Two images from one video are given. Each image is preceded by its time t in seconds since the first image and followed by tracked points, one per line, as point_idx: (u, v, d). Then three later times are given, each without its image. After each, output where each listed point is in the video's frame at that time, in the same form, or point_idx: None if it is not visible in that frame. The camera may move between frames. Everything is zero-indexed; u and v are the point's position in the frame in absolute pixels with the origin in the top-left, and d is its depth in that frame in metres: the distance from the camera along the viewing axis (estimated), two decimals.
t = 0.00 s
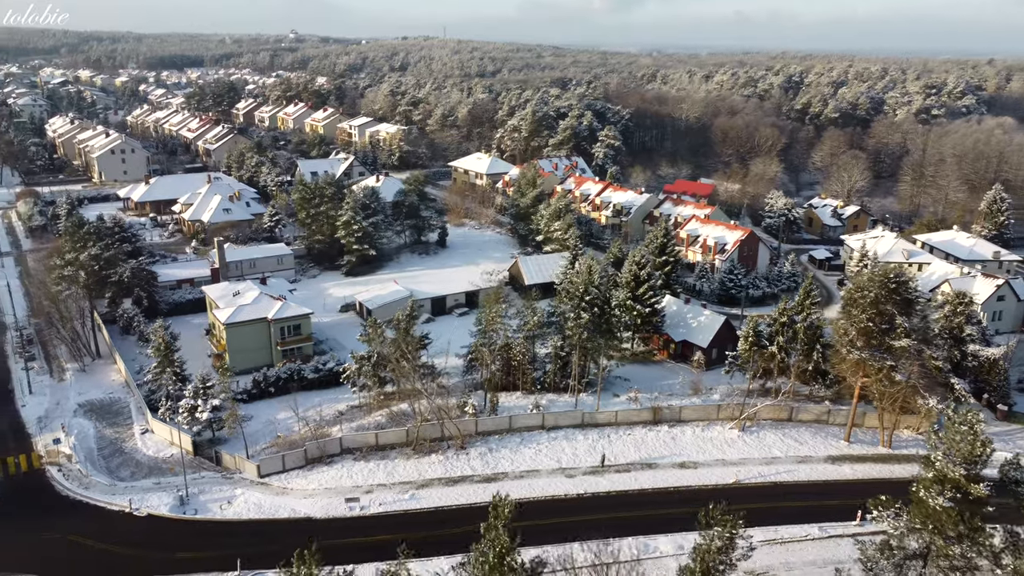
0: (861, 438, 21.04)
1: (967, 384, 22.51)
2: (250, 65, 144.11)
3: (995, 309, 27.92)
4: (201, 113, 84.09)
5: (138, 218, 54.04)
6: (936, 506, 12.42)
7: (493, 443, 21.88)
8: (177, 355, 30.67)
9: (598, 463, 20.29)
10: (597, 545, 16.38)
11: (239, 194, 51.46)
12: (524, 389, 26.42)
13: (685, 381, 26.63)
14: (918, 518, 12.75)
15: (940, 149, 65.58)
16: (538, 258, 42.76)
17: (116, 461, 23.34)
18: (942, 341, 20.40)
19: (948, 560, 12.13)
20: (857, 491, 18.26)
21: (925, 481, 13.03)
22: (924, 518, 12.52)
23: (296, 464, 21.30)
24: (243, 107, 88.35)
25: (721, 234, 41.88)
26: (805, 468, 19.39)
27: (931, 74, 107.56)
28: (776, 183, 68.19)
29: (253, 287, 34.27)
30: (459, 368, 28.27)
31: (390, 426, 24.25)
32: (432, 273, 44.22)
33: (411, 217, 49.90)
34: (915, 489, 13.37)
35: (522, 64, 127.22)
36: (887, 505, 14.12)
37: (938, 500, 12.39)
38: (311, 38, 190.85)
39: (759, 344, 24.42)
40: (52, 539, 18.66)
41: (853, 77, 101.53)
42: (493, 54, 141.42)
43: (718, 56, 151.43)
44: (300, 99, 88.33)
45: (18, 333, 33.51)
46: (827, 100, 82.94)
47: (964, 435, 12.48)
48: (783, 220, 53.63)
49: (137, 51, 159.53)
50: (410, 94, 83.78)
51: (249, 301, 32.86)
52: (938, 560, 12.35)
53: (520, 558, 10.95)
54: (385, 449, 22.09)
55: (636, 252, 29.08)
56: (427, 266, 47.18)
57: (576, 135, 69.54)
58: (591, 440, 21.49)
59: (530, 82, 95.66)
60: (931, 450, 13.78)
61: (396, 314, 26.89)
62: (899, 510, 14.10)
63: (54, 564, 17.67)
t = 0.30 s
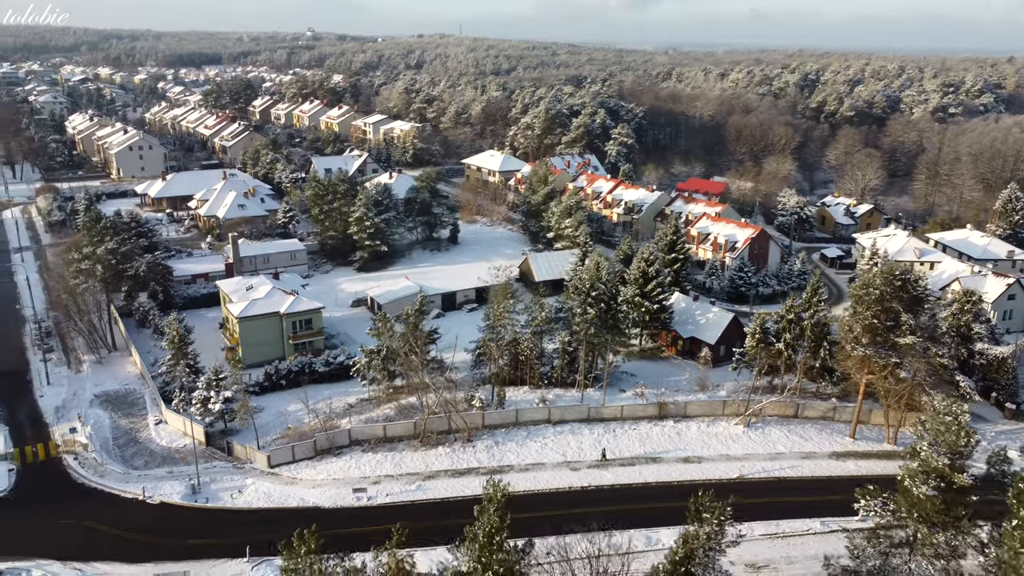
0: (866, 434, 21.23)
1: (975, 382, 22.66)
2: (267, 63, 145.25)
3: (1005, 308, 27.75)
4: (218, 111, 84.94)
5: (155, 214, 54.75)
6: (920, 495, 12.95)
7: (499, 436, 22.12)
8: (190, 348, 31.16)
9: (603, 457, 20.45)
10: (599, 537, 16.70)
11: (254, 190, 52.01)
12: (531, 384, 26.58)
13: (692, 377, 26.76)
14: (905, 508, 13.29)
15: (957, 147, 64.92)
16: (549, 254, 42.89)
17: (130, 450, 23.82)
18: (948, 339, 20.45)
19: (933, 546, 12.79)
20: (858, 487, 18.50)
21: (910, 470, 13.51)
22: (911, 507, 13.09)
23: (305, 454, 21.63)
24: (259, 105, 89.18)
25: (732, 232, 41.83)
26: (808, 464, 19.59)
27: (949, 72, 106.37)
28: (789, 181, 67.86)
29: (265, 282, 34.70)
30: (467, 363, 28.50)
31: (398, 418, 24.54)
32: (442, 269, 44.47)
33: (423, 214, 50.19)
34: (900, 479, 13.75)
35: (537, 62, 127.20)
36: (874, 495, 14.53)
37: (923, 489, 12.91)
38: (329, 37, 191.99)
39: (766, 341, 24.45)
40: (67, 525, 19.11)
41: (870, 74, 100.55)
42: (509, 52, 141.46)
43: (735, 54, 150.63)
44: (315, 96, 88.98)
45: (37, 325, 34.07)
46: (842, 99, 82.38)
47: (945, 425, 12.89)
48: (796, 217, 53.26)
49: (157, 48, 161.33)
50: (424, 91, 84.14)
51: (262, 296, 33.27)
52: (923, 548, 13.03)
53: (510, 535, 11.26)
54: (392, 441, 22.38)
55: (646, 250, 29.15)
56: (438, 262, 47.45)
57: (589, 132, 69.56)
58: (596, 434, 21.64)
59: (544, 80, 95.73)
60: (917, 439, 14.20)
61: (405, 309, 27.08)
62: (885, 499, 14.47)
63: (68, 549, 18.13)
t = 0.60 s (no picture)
0: (874, 432, 21.28)
1: (984, 381, 22.52)
2: (285, 61, 146.43)
3: (1018, 308, 27.53)
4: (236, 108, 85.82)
5: (173, 209, 55.55)
6: (907, 485, 13.47)
7: (507, 429, 22.36)
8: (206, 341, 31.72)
9: (609, 452, 20.64)
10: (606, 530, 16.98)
11: (270, 186, 52.61)
12: (540, 379, 26.80)
13: (701, 374, 26.88)
14: (894, 498, 13.80)
15: (975, 146, 64.12)
16: (561, 251, 43.05)
17: (146, 440, 24.34)
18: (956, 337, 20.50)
19: (919, 536, 13.23)
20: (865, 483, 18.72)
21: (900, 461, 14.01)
22: (899, 497, 13.59)
23: (316, 445, 22.01)
24: (277, 102, 90.02)
25: (744, 230, 41.74)
26: (814, 460, 19.78)
27: (972, 71, 104.90)
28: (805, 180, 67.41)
29: (279, 277, 35.18)
30: (477, 358, 28.78)
31: (408, 410, 24.86)
32: (454, 265, 44.72)
33: (436, 210, 50.48)
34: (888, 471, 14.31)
35: (554, 59, 127.12)
36: (863, 484, 14.83)
37: (910, 478, 13.45)
38: (347, 35, 193.23)
39: (775, 339, 24.49)
40: (85, 511, 19.64)
41: (889, 73, 99.58)
42: (526, 50, 141.50)
43: (755, 52, 149.44)
44: (332, 94, 89.63)
45: (58, 318, 34.77)
46: (860, 97, 81.62)
47: (934, 417, 13.34)
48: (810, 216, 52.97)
49: (177, 46, 163.19)
50: (440, 89, 84.48)
51: (276, 290, 33.74)
52: (910, 536, 13.40)
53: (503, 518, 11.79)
54: (402, 433, 22.70)
55: (656, 247, 29.27)
56: (451, 259, 47.72)
57: (604, 130, 69.54)
58: (604, 429, 21.82)
59: (561, 78, 95.77)
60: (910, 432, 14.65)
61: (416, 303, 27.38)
62: (876, 489, 14.78)
63: (85, 534, 18.63)
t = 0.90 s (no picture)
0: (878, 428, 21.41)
1: (991, 380, 22.60)
2: (301, 59, 147.27)
3: None
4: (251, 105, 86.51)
5: (188, 205, 56.20)
6: (892, 474, 13.33)
7: (512, 423, 22.60)
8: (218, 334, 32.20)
9: (612, 446, 20.85)
10: (606, 522, 17.21)
11: (283, 183, 53.08)
12: (546, 374, 27.00)
13: (706, 370, 27.03)
14: (879, 487, 13.62)
15: (990, 145, 63.47)
16: (570, 248, 43.18)
17: (159, 430, 24.81)
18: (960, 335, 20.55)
19: (904, 525, 13.20)
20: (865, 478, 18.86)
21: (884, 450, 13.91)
22: (884, 487, 13.43)
23: (325, 437, 22.36)
24: (291, 100, 90.78)
25: (754, 228, 41.71)
26: (817, 456, 19.92)
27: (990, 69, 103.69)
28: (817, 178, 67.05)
29: (290, 272, 35.58)
30: (484, 353, 29.03)
31: (415, 404, 25.16)
32: (464, 262, 44.96)
33: (447, 207, 50.70)
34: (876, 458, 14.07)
35: (567, 57, 127.09)
36: (850, 473, 14.75)
37: (895, 469, 13.27)
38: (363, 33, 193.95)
39: (781, 336, 24.57)
40: (98, 498, 20.11)
41: (904, 71, 98.73)
42: (540, 48, 141.50)
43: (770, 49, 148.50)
44: (346, 92, 90.14)
45: (73, 311, 35.36)
46: (874, 95, 80.97)
47: (919, 407, 13.22)
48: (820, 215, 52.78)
49: (194, 44, 164.57)
50: (453, 87, 84.69)
51: (287, 285, 34.12)
52: (895, 525, 13.35)
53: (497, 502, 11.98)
54: (408, 426, 23.00)
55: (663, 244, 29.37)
56: (460, 256, 47.95)
57: (615, 128, 69.50)
58: (608, 424, 22.02)
59: (574, 76, 95.76)
60: (895, 424, 14.45)
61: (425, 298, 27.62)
62: (862, 479, 14.69)
63: (97, 520, 19.08)
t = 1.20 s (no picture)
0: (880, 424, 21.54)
1: (996, 377, 22.62)
2: (315, 57, 148.08)
3: None
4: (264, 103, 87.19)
5: (201, 202, 56.81)
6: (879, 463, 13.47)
7: (517, 417, 22.84)
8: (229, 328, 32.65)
9: (615, 440, 21.06)
10: (605, 514, 17.41)
11: (295, 180, 53.53)
12: (552, 369, 27.19)
13: (711, 367, 27.21)
14: (866, 476, 13.70)
15: (1003, 144, 62.93)
16: (578, 245, 43.33)
17: (171, 421, 25.25)
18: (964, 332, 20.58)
19: (890, 513, 13.20)
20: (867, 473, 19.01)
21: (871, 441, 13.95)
22: (870, 475, 13.52)
23: (332, 429, 22.69)
24: (305, 98, 91.37)
25: (762, 226, 41.66)
26: (819, 452, 20.06)
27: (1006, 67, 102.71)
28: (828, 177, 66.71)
29: (300, 267, 35.97)
30: (491, 348, 29.29)
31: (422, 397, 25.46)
32: (472, 259, 45.22)
33: (456, 204, 50.95)
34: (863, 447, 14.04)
35: (579, 55, 127.03)
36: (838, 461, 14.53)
37: (880, 457, 13.44)
38: (377, 31, 194.73)
39: (786, 333, 24.67)
40: (110, 486, 20.52)
41: (918, 69, 97.91)
42: (553, 46, 141.51)
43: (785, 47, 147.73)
44: (359, 90, 90.63)
45: (88, 305, 35.93)
46: (888, 94, 80.38)
47: (905, 399, 13.86)
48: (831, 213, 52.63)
49: (210, 42, 165.72)
50: (465, 85, 84.92)
51: (297, 280, 34.51)
52: (880, 513, 13.39)
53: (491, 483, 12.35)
54: (415, 419, 23.30)
55: (670, 242, 29.48)
56: (469, 252, 48.22)
57: (626, 127, 69.48)
58: (612, 418, 22.22)
59: (586, 74, 95.77)
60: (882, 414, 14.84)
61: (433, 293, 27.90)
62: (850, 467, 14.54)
63: (108, 508, 19.49)
